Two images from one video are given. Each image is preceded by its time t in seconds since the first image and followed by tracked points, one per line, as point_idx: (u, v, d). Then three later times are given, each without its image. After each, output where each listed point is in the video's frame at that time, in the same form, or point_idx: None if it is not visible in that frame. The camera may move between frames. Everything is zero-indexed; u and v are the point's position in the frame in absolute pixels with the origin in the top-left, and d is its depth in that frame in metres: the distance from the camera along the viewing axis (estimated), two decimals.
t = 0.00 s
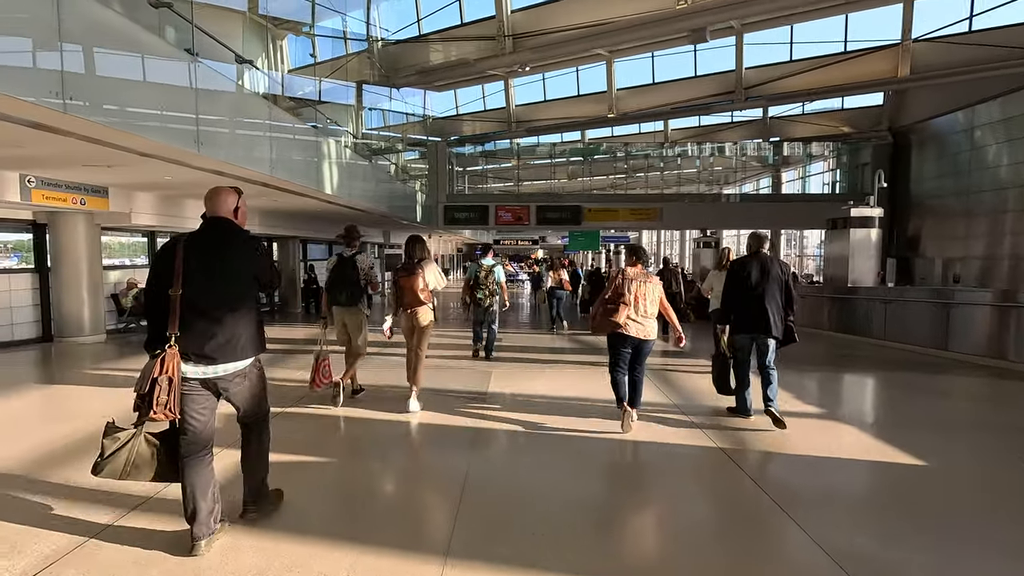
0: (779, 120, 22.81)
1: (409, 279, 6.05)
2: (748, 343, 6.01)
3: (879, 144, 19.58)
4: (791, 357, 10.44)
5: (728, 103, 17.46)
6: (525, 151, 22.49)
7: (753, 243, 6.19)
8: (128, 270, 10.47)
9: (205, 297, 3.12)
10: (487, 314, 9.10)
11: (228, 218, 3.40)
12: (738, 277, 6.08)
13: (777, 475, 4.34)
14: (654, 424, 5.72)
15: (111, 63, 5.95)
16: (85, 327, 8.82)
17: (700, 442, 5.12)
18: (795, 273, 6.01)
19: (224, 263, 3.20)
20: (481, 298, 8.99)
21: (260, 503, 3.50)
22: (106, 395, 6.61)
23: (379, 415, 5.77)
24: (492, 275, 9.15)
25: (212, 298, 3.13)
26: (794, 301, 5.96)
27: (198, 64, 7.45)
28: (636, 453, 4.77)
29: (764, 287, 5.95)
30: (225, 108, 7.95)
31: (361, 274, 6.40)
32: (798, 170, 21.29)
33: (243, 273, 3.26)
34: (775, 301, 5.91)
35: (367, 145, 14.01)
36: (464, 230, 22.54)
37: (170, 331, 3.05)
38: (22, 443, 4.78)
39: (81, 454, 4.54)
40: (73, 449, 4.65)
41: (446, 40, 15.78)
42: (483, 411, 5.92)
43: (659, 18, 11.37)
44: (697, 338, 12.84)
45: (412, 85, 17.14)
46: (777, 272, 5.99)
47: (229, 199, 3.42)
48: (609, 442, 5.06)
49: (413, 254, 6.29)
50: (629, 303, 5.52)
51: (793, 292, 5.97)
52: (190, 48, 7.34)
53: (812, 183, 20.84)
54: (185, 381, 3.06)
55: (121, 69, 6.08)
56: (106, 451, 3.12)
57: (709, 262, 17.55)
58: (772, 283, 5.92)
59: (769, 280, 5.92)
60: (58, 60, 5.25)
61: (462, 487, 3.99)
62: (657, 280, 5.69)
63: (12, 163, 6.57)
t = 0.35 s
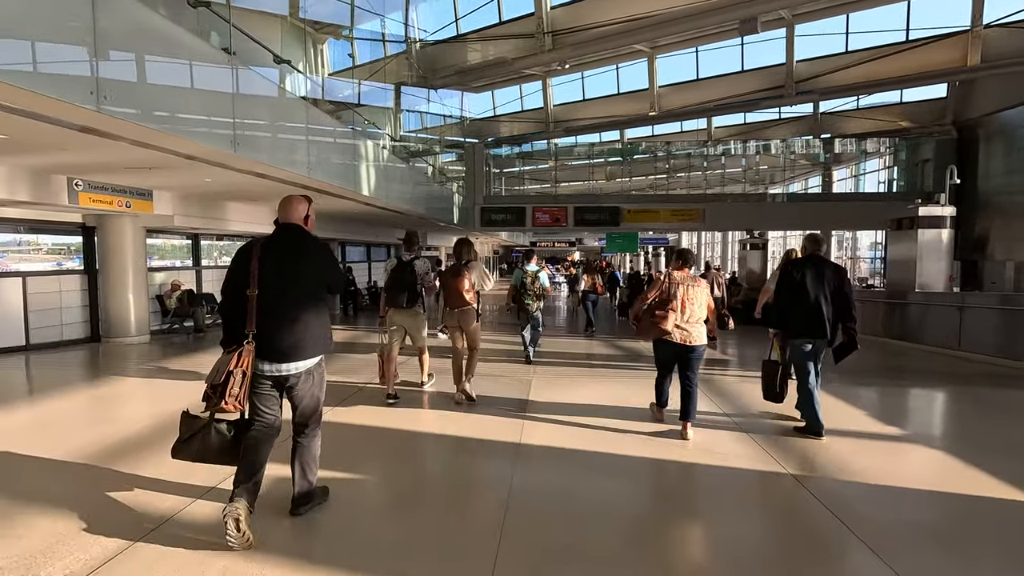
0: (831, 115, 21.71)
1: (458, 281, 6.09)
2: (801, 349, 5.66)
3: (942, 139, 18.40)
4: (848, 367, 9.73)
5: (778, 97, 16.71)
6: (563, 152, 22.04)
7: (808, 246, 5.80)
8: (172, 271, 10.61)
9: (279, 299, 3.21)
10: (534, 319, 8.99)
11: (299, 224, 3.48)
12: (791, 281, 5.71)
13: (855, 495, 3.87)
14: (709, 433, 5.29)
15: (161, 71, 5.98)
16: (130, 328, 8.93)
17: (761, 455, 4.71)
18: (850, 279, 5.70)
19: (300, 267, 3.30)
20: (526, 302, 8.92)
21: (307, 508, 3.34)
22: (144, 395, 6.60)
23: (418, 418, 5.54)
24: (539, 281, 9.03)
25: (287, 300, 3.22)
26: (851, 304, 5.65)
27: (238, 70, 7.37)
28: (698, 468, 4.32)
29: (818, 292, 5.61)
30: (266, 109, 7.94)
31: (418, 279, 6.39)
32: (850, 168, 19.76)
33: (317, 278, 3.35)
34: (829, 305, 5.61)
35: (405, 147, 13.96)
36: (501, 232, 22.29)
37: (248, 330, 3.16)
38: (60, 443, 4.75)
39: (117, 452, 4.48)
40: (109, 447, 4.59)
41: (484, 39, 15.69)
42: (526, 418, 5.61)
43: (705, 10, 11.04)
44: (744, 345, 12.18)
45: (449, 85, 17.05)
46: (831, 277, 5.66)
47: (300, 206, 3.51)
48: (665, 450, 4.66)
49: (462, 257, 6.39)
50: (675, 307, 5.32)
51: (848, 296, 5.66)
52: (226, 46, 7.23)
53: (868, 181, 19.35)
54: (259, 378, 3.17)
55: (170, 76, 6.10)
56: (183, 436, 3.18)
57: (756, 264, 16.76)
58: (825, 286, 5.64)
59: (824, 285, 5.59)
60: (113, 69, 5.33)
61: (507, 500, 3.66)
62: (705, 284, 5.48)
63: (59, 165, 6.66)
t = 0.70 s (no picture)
0: (883, 109, 20.58)
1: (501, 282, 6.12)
2: (855, 358, 5.20)
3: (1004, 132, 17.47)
4: (907, 376, 9.03)
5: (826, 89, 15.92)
6: (596, 150, 21.40)
7: (865, 248, 5.26)
8: (206, 273, 10.73)
9: (328, 299, 3.08)
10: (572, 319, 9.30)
11: (342, 228, 3.34)
12: (847, 285, 5.18)
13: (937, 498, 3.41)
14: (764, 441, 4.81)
15: (201, 75, 6.00)
16: (164, 329, 8.99)
17: (832, 453, 4.11)
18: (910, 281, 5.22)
19: (345, 266, 3.18)
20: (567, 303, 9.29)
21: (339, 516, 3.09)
22: (173, 395, 6.55)
23: (444, 420, 5.09)
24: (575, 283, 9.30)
25: (333, 299, 3.10)
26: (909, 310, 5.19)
27: (262, 71, 7.08)
28: (775, 477, 3.68)
29: (877, 297, 5.10)
30: (287, 111, 7.58)
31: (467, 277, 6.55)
32: (900, 165, 18.69)
33: (360, 275, 3.22)
34: (888, 311, 5.10)
35: (437, 148, 13.83)
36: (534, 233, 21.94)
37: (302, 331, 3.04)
38: (84, 441, 4.66)
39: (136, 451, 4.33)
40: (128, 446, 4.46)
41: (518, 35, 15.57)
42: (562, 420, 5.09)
43: None
44: (790, 351, 11.54)
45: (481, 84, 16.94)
46: (890, 281, 5.15)
47: (342, 210, 3.37)
48: (722, 451, 4.12)
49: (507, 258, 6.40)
50: (708, 310, 5.29)
51: (906, 301, 5.19)
52: (252, 42, 6.92)
53: (922, 180, 18.26)
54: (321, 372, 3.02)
55: (210, 81, 6.11)
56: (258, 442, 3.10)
57: (801, 265, 15.99)
58: (885, 291, 5.12)
59: (884, 290, 5.09)
60: (152, 75, 5.33)
61: (547, 516, 3.25)
62: (740, 285, 5.39)
63: (92, 167, 6.65)
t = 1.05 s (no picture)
0: (921, 103, 19.75)
1: (535, 280, 6.46)
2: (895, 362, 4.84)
3: None
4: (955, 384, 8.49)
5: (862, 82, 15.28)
6: (619, 148, 20.94)
7: (908, 248, 4.86)
8: (225, 273, 10.69)
9: (355, 299, 3.37)
10: (607, 320, 9.59)
11: (372, 232, 3.63)
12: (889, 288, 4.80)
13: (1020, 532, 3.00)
14: (811, 449, 4.39)
15: (224, 76, 5.88)
16: (181, 329, 8.91)
17: (889, 480, 3.71)
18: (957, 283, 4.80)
19: (375, 268, 3.46)
20: (601, 304, 9.63)
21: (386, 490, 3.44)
22: (184, 397, 6.40)
23: (462, 428, 4.65)
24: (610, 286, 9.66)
25: (362, 300, 3.39)
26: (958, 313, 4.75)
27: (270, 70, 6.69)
28: (841, 513, 3.20)
29: (923, 301, 4.69)
30: (301, 109, 7.16)
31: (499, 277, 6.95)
32: (937, 162, 17.85)
33: (386, 277, 3.49)
34: (936, 315, 4.69)
35: (457, 147, 13.61)
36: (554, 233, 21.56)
37: (323, 327, 3.35)
38: (89, 444, 4.50)
39: (134, 456, 4.13)
40: (130, 449, 4.28)
41: (539, 30, 15.37)
42: (590, 430, 4.61)
43: None
44: (823, 355, 11.02)
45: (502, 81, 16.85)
46: (938, 284, 4.73)
47: (373, 213, 3.66)
48: (762, 474, 3.72)
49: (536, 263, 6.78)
50: (740, 314, 4.97)
51: (954, 305, 4.76)
52: (262, 32, 6.58)
53: (963, 176, 17.21)
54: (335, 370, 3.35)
55: (233, 81, 5.99)
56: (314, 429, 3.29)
57: (834, 265, 15.36)
58: (932, 294, 4.71)
59: (930, 293, 4.68)
60: (175, 75, 5.23)
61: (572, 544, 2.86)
62: (773, 288, 5.08)
63: (104, 164, 6.53)
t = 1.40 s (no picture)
0: (944, 100, 19.19)
1: (556, 281, 6.62)
2: (912, 367, 4.86)
3: None
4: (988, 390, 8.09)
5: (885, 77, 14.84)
6: (631, 147, 20.56)
7: (922, 251, 4.91)
8: (229, 272, 10.48)
9: (382, 301, 3.17)
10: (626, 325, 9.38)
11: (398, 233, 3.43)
12: (905, 292, 4.84)
13: None
14: (849, 467, 4.02)
15: (233, 75, 5.61)
16: (181, 330, 8.70)
17: (939, 505, 3.35)
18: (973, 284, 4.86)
19: (400, 270, 3.27)
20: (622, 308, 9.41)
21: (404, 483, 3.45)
22: (182, 400, 6.16)
23: (465, 441, 4.29)
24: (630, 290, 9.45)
25: (387, 302, 3.19)
26: (970, 315, 4.84)
27: (268, 66, 6.24)
28: (895, 550, 2.83)
29: (939, 303, 4.74)
30: (305, 106, 6.81)
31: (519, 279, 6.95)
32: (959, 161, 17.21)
33: (413, 279, 3.30)
34: (951, 317, 4.74)
35: (467, 146, 13.34)
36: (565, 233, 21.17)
37: (347, 330, 3.11)
38: (75, 451, 4.25)
39: (118, 466, 3.85)
40: (114, 458, 4.02)
41: (551, 26, 15.14)
42: (605, 445, 4.24)
43: None
44: (846, 360, 10.60)
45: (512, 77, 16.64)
46: (952, 286, 4.79)
47: (398, 217, 3.44)
48: (799, 498, 3.38)
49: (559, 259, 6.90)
50: (757, 316, 4.68)
51: (967, 307, 4.84)
52: (260, 20, 6.11)
53: (988, 174, 16.60)
54: (356, 371, 3.06)
55: (241, 80, 5.73)
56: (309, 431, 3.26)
57: (854, 267, 14.87)
58: (946, 297, 4.76)
59: (945, 295, 4.74)
60: (183, 73, 4.99)
61: None
62: (796, 289, 4.74)
63: (100, 158, 6.29)
